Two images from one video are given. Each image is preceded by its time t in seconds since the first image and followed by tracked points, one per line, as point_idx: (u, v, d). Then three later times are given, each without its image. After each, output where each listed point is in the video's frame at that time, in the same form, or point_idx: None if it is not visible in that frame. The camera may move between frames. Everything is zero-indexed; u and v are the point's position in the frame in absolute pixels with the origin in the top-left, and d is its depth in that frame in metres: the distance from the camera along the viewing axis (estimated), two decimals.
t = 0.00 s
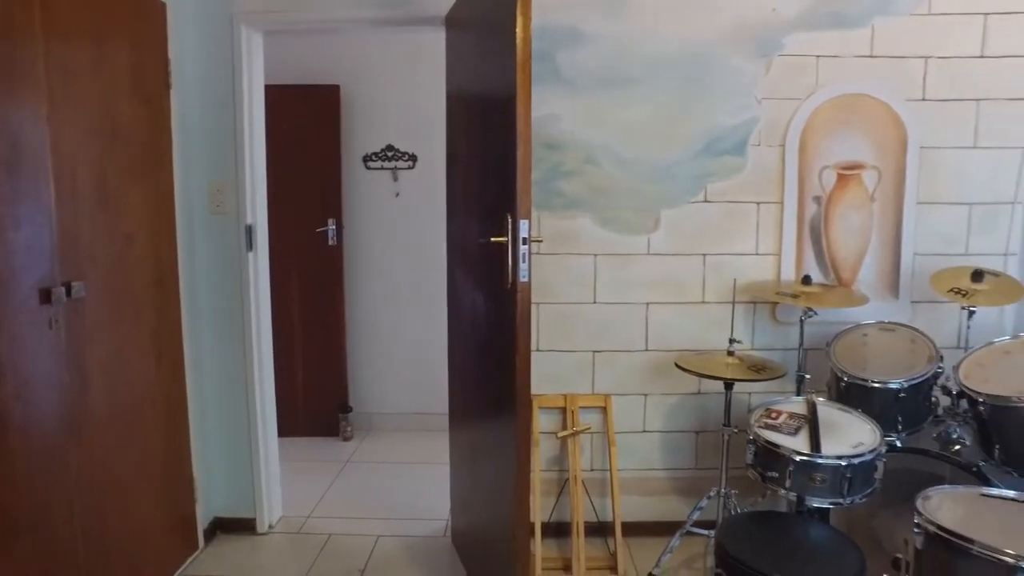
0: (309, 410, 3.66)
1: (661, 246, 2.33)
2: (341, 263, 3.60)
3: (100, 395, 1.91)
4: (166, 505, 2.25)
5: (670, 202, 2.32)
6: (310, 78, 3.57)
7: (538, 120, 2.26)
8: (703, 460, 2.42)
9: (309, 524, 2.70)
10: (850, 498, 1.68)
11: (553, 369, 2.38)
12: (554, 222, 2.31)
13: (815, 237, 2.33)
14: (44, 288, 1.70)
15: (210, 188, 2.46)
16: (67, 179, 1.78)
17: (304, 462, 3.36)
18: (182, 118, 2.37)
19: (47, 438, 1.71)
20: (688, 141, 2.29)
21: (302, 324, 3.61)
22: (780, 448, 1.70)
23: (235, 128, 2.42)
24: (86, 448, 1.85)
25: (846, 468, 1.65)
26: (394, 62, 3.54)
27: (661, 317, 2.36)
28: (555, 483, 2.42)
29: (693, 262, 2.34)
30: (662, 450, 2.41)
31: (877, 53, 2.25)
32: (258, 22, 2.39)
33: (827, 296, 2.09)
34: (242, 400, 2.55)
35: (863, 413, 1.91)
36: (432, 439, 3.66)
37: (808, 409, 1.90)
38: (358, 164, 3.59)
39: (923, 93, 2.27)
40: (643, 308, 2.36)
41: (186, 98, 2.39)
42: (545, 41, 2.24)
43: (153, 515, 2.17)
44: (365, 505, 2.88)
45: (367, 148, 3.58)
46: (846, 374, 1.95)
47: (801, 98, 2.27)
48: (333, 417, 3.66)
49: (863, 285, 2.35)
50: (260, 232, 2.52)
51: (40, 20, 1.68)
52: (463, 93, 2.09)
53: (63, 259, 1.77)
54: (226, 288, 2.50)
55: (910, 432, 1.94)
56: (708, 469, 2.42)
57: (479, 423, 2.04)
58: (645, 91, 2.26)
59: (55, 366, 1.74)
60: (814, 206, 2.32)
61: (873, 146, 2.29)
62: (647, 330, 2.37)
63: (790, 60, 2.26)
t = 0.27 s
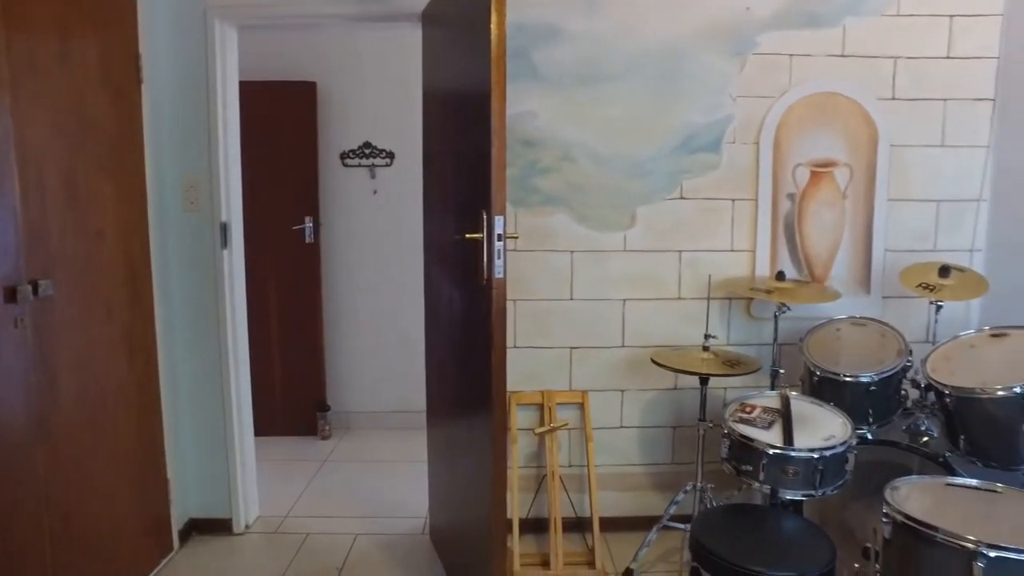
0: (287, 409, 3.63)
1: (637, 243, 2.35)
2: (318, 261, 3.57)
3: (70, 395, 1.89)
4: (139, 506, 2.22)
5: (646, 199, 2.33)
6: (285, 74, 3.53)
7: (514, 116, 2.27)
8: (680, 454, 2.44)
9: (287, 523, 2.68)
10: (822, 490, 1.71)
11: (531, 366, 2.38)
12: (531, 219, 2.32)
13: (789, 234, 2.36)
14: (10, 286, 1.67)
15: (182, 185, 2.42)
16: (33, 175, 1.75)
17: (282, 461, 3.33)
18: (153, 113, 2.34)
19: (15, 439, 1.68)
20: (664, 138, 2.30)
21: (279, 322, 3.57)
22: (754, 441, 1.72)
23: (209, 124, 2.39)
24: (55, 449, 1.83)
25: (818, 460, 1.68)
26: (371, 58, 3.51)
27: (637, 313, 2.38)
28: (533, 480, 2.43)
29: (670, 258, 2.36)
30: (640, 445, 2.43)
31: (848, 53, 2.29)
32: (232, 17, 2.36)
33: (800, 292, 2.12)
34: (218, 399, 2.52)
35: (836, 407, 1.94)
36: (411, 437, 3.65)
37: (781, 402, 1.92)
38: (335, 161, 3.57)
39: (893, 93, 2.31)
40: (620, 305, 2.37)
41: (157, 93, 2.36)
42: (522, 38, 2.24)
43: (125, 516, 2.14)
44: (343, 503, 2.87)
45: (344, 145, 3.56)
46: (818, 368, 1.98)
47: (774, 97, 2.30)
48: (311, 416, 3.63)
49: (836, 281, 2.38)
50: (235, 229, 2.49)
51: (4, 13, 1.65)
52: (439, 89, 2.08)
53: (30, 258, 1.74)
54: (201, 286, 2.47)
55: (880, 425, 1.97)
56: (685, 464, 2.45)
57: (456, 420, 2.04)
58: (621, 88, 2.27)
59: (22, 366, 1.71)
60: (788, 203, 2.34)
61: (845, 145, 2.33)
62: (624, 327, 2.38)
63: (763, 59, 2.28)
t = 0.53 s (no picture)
0: (266, 409, 3.60)
1: (616, 239, 2.36)
2: (296, 258, 3.54)
3: (41, 395, 1.86)
4: (114, 508, 2.19)
5: (625, 196, 2.34)
6: (262, 70, 3.50)
7: (493, 114, 2.26)
8: (659, 450, 2.46)
9: (265, 524, 2.66)
10: (797, 483, 1.72)
11: (510, 363, 2.38)
12: (509, 216, 2.32)
13: (766, 231, 2.38)
14: None
15: (157, 182, 2.39)
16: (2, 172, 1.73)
17: (260, 461, 3.30)
18: (126, 109, 2.30)
19: None
20: (642, 136, 2.31)
21: (257, 321, 3.54)
22: (731, 436, 1.74)
23: (184, 120, 2.36)
24: (26, 450, 1.80)
25: (793, 454, 1.69)
26: (349, 55, 3.49)
27: (616, 310, 2.39)
28: (513, 477, 2.43)
29: (648, 255, 2.37)
30: (619, 441, 2.44)
31: (823, 52, 2.31)
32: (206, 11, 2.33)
33: (777, 287, 2.14)
34: (194, 399, 2.49)
35: (812, 401, 1.97)
36: (392, 436, 3.63)
37: (758, 397, 1.94)
38: (314, 159, 3.54)
39: (866, 91, 2.34)
40: (599, 301, 2.38)
41: (130, 88, 2.32)
42: (500, 35, 2.24)
43: (99, 517, 2.11)
44: (323, 503, 2.85)
45: (323, 143, 3.53)
46: (794, 363, 2.01)
47: (751, 94, 2.32)
48: (291, 416, 3.60)
49: (811, 277, 2.41)
50: (211, 227, 2.46)
51: None
52: (416, 85, 2.07)
53: None
54: (176, 285, 2.44)
55: (854, 418, 2.00)
56: (664, 459, 2.46)
57: (435, 417, 2.03)
58: (599, 86, 2.28)
59: None
60: (764, 200, 2.37)
61: (820, 142, 2.35)
62: (603, 323, 2.39)
63: (740, 57, 2.30)
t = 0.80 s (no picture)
0: (242, 408, 3.56)
1: (593, 235, 2.36)
2: (273, 256, 3.50)
3: (8, 397, 1.83)
4: (85, 510, 2.15)
5: (601, 193, 2.35)
6: (236, 65, 3.46)
7: (469, 110, 2.26)
8: (637, 445, 2.47)
9: (242, 524, 2.63)
10: (771, 476, 1.75)
11: (488, 359, 2.38)
12: (486, 212, 2.31)
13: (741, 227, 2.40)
14: None
15: (128, 179, 2.35)
16: None
17: (237, 461, 3.26)
18: (95, 104, 2.26)
19: None
20: (618, 133, 2.32)
21: (232, 319, 3.50)
22: (706, 430, 1.75)
23: (156, 116, 2.32)
24: None
25: (767, 447, 1.71)
26: (325, 51, 3.46)
27: (593, 306, 2.39)
28: (491, 473, 2.44)
29: (625, 251, 2.38)
30: (597, 436, 2.45)
31: (796, 50, 2.34)
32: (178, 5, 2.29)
33: (752, 283, 2.16)
34: (169, 398, 2.46)
35: (787, 395, 1.99)
36: (371, 434, 3.61)
37: (733, 392, 1.96)
38: (290, 156, 3.50)
39: (838, 89, 2.37)
40: (576, 298, 2.38)
41: (100, 83, 2.28)
42: (476, 31, 2.23)
43: (70, 519, 2.08)
44: (300, 502, 2.83)
45: (300, 139, 3.50)
46: (769, 357, 2.03)
47: (726, 92, 2.33)
48: (268, 415, 3.57)
49: (786, 273, 2.44)
50: (185, 224, 2.42)
51: None
52: (391, 81, 2.06)
53: None
54: (149, 283, 2.40)
55: (827, 411, 2.03)
56: (642, 455, 2.48)
57: (411, 415, 2.03)
58: (576, 83, 2.28)
59: None
60: (739, 197, 2.39)
61: (794, 140, 2.38)
62: (580, 319, 2.40)
63: (715, 55, 2.32)
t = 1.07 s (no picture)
0: (217, 408, 3.52)
1: (568, 232, 2.37)
2: (247, 254, 3.46)
3: None
4: (52, 514, 2.11)
5: (577, 190, 2.35)
6: (207, 61, 3.41)
7: (444, 107, 2.25)
8: (614, 441, 2.48)
9: (216, 525, 2.60)
10: (745, 470, 1.76)
11: (464, 357, 2.38)
12: (461, 209, 2.31)
13: (716, 224, 2.42)
14: None
15: (97, 175, 2.31)
16: None
17: (211, 462, 3.22)
18: (60, 99, 2.21)
19: None
20: (594, 130, 2.33)
21: (205, 318, 3.45)
22: (681, 426, 1.77)
23: (125, 111, 2.28)
24: None
25: (741, 441, 1.73)
26: (299, 46, 3.42)
27: (569, 302, 2.40)
28: (468, 471, 2.43)
29: (600, 248, 2.39)
30: (573, 433, 2.46)
31: (769, 48, 2.36)
32: None
33: (726, 279, 2.18)
34: (140, 399, 2.42)
35: (761, 390, 2.01)
36: (347, 433, 3.58)
37: (708, 387, 1.98)
38: (264, 152, 3.46)
39: (810, 87, 2.40)
40: (552, 294, 2.39)
41: (65, 78, 2.23)
42: (450, 27, 2.22)
43: (36, 523, 2.03)
44: (276, 502, 2.80)
45: (274, 136, 3.46)
46: (743, 352, 2.05)
47: (700, 90, 2.35)
48: (243, 414, 3.52)
49: (760, 269, 2.46)
50: (156, 222, 2.38)
51: None
52: (365, 77, 2.04)
53: None
54: (119, 282, 2.36)
55: (800, 406, 2.05)
56: (619, 450, 2.49)
57: (387, 413, 2.01)
58: (551, 80, 2.28)
59: None
60: (714, 194, 2.41)
61: (767, 137, 2.40)
62: (556, 316, 2.40)
63: (688, 53, 2.33)
